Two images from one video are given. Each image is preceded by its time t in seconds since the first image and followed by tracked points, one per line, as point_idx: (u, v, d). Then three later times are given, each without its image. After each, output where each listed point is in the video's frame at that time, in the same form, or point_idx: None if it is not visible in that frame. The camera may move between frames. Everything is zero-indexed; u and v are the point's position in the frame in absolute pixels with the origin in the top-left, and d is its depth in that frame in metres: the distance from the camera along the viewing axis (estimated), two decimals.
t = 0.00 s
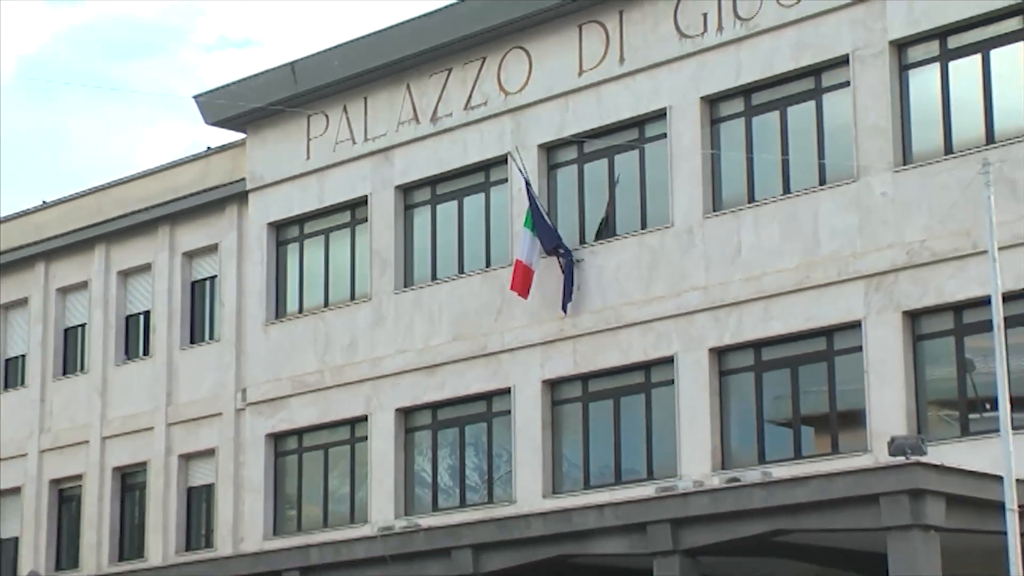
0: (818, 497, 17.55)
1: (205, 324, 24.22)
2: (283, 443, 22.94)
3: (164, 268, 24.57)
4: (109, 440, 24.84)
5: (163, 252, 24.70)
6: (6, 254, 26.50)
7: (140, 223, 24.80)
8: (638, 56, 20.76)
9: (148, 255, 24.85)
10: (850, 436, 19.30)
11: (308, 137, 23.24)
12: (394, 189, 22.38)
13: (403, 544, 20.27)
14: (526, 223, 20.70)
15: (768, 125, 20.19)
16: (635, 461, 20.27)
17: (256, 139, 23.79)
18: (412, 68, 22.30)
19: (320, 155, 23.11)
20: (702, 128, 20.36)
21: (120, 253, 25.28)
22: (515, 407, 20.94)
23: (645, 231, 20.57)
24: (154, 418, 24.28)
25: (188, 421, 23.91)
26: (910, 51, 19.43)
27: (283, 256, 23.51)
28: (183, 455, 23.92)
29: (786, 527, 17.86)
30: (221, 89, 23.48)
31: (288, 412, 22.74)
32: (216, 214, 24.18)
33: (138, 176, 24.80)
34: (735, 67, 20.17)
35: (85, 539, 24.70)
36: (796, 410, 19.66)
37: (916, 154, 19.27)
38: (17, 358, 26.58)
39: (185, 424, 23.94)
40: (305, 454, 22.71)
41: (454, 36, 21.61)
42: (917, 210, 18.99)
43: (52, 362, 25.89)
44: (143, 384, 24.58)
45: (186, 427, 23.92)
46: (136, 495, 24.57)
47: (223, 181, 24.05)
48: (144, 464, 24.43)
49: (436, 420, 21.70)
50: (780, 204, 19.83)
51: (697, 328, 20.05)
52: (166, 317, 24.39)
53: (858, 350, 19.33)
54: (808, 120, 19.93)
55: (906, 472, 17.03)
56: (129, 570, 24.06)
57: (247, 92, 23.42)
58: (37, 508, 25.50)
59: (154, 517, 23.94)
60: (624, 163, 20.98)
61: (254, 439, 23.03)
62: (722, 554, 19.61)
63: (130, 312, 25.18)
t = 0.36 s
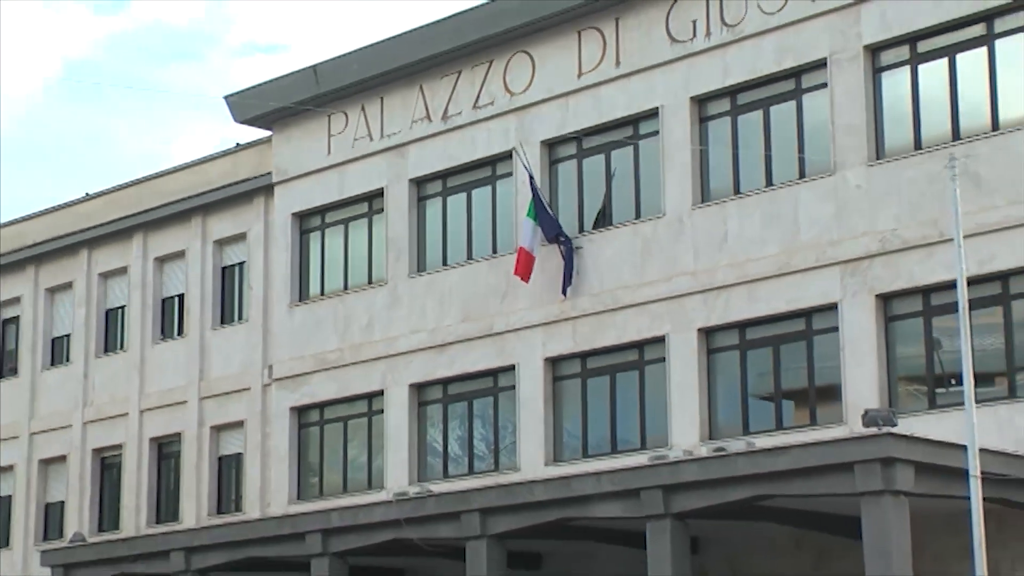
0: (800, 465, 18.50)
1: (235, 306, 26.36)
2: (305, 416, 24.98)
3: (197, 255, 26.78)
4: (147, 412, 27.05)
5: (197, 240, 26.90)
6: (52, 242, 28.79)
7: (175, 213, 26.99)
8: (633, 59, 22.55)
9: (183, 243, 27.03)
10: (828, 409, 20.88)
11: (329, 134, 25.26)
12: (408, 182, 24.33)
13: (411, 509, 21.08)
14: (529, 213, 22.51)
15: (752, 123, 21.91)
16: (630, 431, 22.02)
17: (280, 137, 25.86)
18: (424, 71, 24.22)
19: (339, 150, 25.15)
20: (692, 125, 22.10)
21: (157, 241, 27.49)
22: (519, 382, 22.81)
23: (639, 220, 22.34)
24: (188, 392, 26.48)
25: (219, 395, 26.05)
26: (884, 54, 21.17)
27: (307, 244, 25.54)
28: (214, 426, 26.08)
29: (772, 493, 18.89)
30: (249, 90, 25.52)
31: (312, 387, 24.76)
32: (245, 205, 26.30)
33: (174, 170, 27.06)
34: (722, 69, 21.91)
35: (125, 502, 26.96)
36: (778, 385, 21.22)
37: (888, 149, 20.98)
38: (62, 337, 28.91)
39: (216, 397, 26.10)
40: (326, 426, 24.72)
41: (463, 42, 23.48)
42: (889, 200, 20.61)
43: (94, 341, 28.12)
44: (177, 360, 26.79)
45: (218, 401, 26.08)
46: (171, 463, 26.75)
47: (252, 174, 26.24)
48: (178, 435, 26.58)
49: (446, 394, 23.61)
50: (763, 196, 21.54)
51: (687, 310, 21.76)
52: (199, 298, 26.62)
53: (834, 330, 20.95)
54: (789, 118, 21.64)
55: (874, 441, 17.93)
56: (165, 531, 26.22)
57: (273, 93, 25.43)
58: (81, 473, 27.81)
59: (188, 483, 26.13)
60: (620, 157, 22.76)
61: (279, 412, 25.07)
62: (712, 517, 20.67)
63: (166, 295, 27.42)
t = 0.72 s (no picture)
0: (778, 433, 20.13)
1: (257, 287, 28.37)
2: (322, 388, 26.98)
3: (222, 241, 28.79)
4: (177, 385, 29.10)
5: (223, 226, 28.92)
6: (89, 228, 30.87)
7: (202, 201, 29.01)
8: (625, 60, 24.40)
9: (210, 229, 29.04)
10: (804, 382, 22.59)
11: (343, 129, 27.23)
12: (417, 173, 26.26)
13: (419, 475, 22.78)
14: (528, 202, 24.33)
15: (734, 119, 23.74)
16: (621, 403, 23.90)
17: (299, 131, 27.85)
18: (432, 71, 26.14)
19: (353, 143, 27.09)
20: (678, 121, 23.93)
21: (185, 227, 29.51)
22: (519, 358, 24.70)
23: (630, 208, 24.20)
24: (214, 366, 28.52)
25: (243, 369, 28.10)
26: (855, 56, 23.00)
27: (323, 230, 27.50)
28: (238, 398, 28.16)
29: (751, 459, 20.38)
30: (269, 88, 27.50)
31: (328, 361, 26.78)
32: (266, 195, 28.29)
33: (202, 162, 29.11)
34: (707, 69, 23.74)
35: (157, 468, 29.08)
36: (758, 359, 22.98)
37: (860, 143, 22.80)
38: (99, 316, 31.02)
39: (240, 371, 28.14)
40: (341, 397, 26.73)
41: (467, 43, 25.37)
42: (860, 189, 22.33)
43: (128, 319, 30.21)
44: (204, 337, 28.88)
45: (241, 374, 28.13)
46: (200, 432, 28.83)
47: (273, 166, 28.24)
48: (205, 405, 28.66)
49: (452, 368, 25.52)
50: (744, 186, 23.35)
51: (674, 291, 23.60)
52: (224, 280, 28.65)
53: (810, 309, 22.68)
54: (768, 114, 23.46)
55: (849, 412, 19.48)
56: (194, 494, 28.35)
57: (291, 91, 27.42)
58: (116, 442, 29.88)
59: (212, 451, 28.28)
60: (612, 150, 24.63)
61: (298, 386, 27.12)
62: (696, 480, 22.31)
63: (194, 277, 29.48)
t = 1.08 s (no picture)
0: (763, 393, 21.85)
1: (283, 260, 30.36)
2: (343, 352, 29.09)
3: (250, 217, 30.77)
4: (209, 351, 31.10)
5: (251, 203, 30.87)
6: (127, 204, 32.89)
7: (232, 179, 30.96)
8: (623, 48, 26.27)
9: (239, 206, 31.01)
10: (789, 346, 24.42)
11: (361, 113, 29.22)
12: (430, 154, 28.20)
13: (433, 433, 24.62)
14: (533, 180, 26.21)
15: (724, 103, 25.59)
16: (620, 365, 25.83)
17: (321, 115, 29.85)
18: (444, 58, 28.06)
19: (371, 126, 29.05)
20: (673, 104, 25.78)
21: (216, 205, 31.49)
22: (525, 324, 26.67)
23: (628, 185, 26.07)
24: (243, 332, 30.54)
25: (269, 335, 30.11)
26: (837, 43, 24.82)
27: (344, 206, 29.49)
28: (266, 362, 30.16)
29: (739, 417, 22.13)
30: (292, 75, 29.46)
31: (349, 328, 28.86)
32: (291, 175, 30.26)
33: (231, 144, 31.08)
34: (699, 56, 25.58)
35: (191, 427, 31.18)
36: (747, 325, 24.80)
37: (840, 124, 24.60)
38: (137, 287, 33.05)
39: (267, 337, 30.18)
40: (361, 361, 28.81)
41: (476, 32, 27.27)
42: (840, 167, 24.17)
43: (164, 289, 32.25)
44: (234, 306, 30.89)
45: (268, 340, 30.15)
46: (230, 393, 30.90)
47: (298, 147, 30.20)
48: (235, 368, 30.69)
49: (464, 334, 27.52)
50: (734, 164, 25.19)
51: (669, 262, 25.47)
52: (252, 253, 30.65)
53: (795, 278, 24.50)
54: (755, 98, 25.30)
55: (830, 373, 21.34)
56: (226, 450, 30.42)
57: (313, 78, 29.41)
58: (153, 403, 31.92)
59: (243, 412, 30.28)
60: (611, 132, 26.49)
61: (321, 350, 29.20)
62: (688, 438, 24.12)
63: (224, 251, 31.49)
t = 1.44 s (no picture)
0: (754, 350, 23.64)
1: (307, 228, 32.68)
2: (363, 314, 31.36)
3: (277, 189, 33.11)
4: (240, 313, 33.57)
5: (278, 176, 33.22)
6: (165, 177, 35.38)
7: (260, 154, 33.29)
8: (623, 29, 28.13)
9: (266, 178, 33.37)
10: (778, 307, 26.29)
11: (379, 91, 31.33)
12: (443, 129, 30.24)
13: (447, 389, 26.54)
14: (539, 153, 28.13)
15: (717, 80, 27.43)
16: (621, 325, 27.81)
17: (342, 94, 31.97)
18: (456, 40, 30.05)
19: (388, 104, 31.14)
20: (669, 82, 27.66)
21: (245, 178, 33.89)
22: (532, 288, 28.71)
23: (627, 158, 28.00)
24: (270, 296, 32.92)
25: (295, 299, 32.46)
26: (822, 25, 26.69)
27: (363, 178, 31.71)
28: (292, 323, 32.55)
29: (731, 373, 23.98)
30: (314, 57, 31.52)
31: (367, 292, 31.05)
32: (315, 149, 32.54)
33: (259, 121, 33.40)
34: (693, 37, 27.42)
35: (224, 383, 33.69)
36: (738, 287, 26.68)
37: (826, 100, 26.45)
38: (172, 254, 35.58)
39: (293, 300, 32.51)
40: (380, 322, 31.04)
41: (486, 15, 29.18)
42: (825, 140, 25.95)
43: (197, 256, 34.73)
44: (263, 271, 33.27)
45: (294, 302, 32.48)
46: (259, 352, 33.36)
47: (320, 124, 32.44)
48: (264, 329, 33.11)
49: (476, 297, 29.60)
50: (726, 138, 27.06)
51: (666, 229, 27.39)
52: (279, 223, 33.00)
53: (783, 244, 26.36)
54: (746, 76, 27.15)
55: (815, 332, 23.00)
56: (256, 405, 32.90)
57: (334, 59, 31.51)
58: (188, 361, 34.53)
59: (270, 369, 32.80)
60: (612, 108, 28.41)
61: (343, 312, 31.51)
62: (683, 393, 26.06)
63: (253, 221, 33.91)
